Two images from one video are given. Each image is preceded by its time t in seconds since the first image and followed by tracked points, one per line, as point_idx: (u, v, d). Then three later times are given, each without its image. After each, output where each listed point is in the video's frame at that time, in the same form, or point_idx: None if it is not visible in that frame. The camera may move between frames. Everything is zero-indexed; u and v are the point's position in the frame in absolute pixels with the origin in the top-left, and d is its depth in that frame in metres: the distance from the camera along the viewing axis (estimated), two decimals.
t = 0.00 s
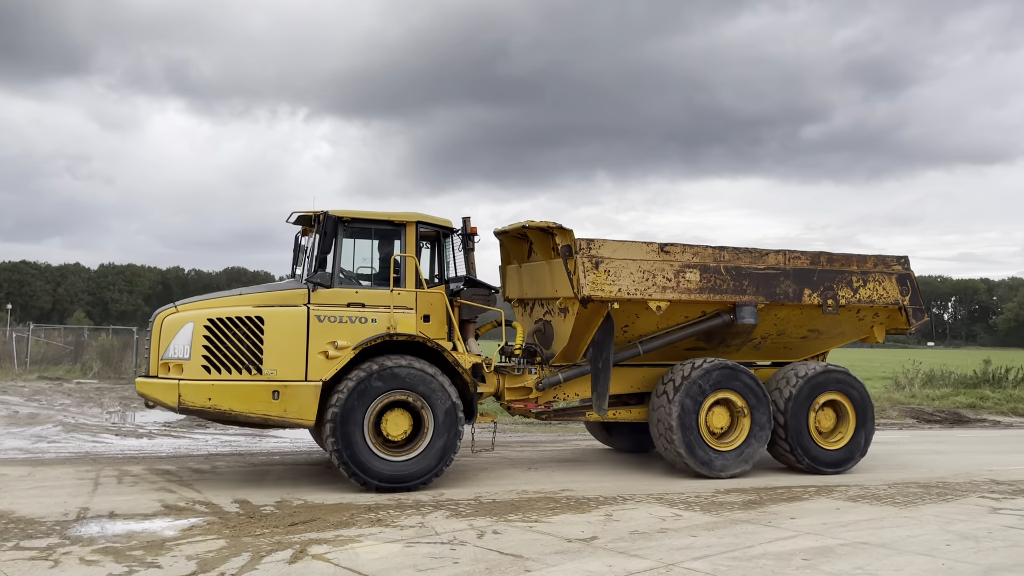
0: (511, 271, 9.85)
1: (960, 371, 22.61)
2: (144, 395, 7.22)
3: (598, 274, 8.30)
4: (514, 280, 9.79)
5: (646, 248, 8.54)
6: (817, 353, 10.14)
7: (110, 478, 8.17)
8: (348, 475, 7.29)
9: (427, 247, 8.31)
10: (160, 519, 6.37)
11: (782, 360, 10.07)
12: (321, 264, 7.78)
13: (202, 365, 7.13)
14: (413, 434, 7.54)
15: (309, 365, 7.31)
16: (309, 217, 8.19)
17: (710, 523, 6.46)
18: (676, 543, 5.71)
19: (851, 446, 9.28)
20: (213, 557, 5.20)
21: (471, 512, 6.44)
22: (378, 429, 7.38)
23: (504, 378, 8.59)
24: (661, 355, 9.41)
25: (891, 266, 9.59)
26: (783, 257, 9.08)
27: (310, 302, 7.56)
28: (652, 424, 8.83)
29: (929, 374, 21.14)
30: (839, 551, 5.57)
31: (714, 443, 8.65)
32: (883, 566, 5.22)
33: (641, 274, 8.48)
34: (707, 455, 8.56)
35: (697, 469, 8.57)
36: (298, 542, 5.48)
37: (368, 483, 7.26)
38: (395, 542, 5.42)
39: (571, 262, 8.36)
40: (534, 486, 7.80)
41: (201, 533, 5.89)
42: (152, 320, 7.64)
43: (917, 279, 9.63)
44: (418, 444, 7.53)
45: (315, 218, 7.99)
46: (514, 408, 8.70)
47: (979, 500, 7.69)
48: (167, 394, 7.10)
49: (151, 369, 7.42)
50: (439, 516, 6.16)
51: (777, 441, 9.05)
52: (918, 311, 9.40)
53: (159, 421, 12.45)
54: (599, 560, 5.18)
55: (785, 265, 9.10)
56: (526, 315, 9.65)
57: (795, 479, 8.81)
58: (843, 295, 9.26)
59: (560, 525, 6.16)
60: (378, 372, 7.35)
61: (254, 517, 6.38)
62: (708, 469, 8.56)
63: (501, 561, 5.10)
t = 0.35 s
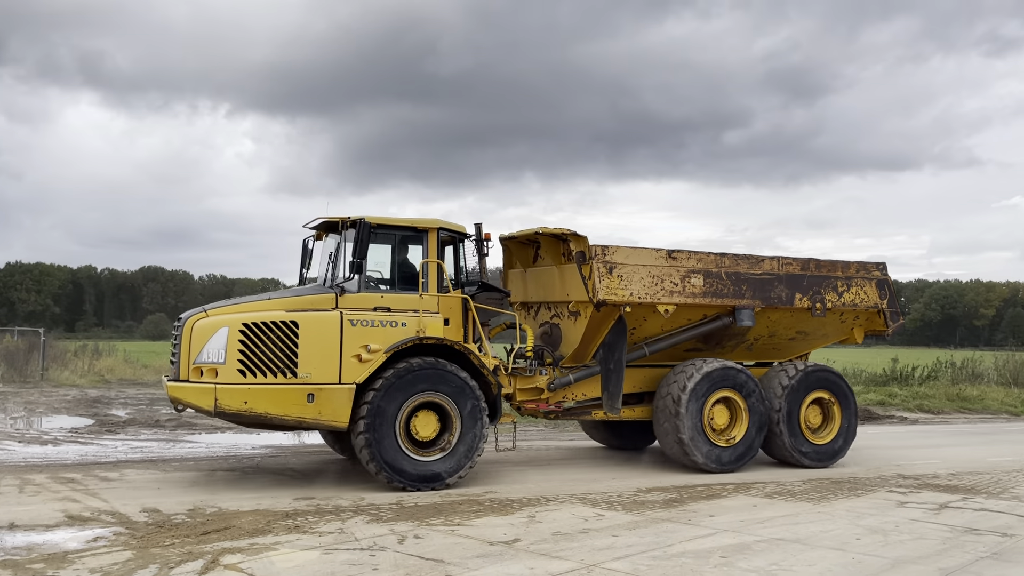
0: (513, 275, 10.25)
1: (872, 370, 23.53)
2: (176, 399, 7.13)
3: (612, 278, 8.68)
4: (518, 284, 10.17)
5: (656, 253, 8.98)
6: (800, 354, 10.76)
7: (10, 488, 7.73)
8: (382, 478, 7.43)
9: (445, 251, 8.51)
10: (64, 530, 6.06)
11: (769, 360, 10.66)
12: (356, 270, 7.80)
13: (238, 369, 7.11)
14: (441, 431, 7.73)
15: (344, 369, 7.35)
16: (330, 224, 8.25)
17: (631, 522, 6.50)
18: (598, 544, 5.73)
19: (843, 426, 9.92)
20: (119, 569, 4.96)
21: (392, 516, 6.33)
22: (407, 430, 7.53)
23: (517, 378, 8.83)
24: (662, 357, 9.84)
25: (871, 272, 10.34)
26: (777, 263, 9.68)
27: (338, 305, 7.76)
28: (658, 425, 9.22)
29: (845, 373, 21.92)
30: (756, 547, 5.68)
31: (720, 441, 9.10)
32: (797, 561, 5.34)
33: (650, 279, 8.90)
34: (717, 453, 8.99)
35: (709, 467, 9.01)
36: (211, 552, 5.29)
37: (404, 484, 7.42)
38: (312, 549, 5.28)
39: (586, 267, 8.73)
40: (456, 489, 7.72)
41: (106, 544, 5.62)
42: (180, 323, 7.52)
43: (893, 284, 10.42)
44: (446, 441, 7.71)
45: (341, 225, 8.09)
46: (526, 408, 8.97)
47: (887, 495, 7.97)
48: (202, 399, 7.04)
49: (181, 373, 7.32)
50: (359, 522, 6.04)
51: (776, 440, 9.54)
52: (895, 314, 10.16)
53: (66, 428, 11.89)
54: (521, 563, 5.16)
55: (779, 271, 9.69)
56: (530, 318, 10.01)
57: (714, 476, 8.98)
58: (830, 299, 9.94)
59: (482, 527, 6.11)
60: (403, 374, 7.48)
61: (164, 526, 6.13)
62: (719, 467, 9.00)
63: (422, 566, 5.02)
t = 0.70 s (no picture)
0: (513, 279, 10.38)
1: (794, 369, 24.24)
2: (213, 404, 7.17)
3: (623, 284, 9.05)
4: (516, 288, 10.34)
5: (661, 261, 9.41)
6: (782, 356, 11.44)
7: None
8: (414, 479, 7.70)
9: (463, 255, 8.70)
10: None
11: (755, 362, 11.28)
12: (388, 278, 8.00)
13: (276, 373, 7.23)
14: (466, 430, 8.06)
15: (378, 371, 7.57)
16: (352, 231, 8.32)
17: (560, 524, 6.50)
18: (527, 546, 5.70)
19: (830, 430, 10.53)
20: None
21: (317, 523, 6.18)
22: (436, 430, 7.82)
23: (529, 380, 9.12)
24: (661, 360, 10.28)
25: (851, 278, 11.07)
26: (768, 270, 10.28)
27: (366, 311, 7.85)
28: (660, 422, 9.68)
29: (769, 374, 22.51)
30: (682, 547, 5.73)
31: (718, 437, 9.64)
32: (722, 559, 5.41)
33: (657, 284, 9.33)
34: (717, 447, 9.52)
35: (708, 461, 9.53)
36: (125, 564, 5.06)
37: (435, 484, 7.73)
38: (232, 559, 5.10)
39: (598, 273, 9.08)
40: (384, 493, 7.59)
41: (11, 559, 5.32)
42: (210, 328, 7.54)
43: (869, 290, 11.20)
44: (464, 448, 8.00)
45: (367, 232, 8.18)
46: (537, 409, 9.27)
47: (808, 491, 8.17)
48: (241, 402, 7.12)
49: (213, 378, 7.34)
50: (283, 529, 5.87)
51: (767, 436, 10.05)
52: (873, 318, 10.92)
53: None
54: (449, 568, 5.09)
55: (770, 278, 10.29)
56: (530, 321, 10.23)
57: (643, 475, 9.06)
58: (815, 304, 10.62)
59: (410, 533, 6.02)
60: (460, 370, 7.90)
61: (75, 538, 5.85)
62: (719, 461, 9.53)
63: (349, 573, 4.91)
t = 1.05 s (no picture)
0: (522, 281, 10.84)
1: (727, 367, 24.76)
2: (259, 402, 7.51)
3: (633, 287, 9.58)
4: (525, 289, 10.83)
5: (667, 265, 9.96)
6: (766, 355, 12.15)
7: None
8: (444, 471, 8.09)
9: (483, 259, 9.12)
10: None
11: (743, 361, 11.94)
12: (421, 281, 8.42)
13: (320, 373, 7.59)
14: (492, 427, 8.49)
15: (417, 370, 8.00)
16: (382, 238, 8.71)
17: (501, 524, 6.47)
18: (468, 548, 5.66)
19: (812, 428, 11.22)
20: None
21: (252, 529, 6.02)
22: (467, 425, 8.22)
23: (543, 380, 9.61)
24: (660, 360, 10.83)
25: (830, 282, 11.84)
26: (760, 275, 10.94)
27: (398, 313, 8.23)
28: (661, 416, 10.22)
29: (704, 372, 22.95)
30: (622, 544, 5.77)
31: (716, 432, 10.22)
32: (661, 555, 5.47)
33: (664, 287, 9.88)
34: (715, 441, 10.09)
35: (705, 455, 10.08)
36: None
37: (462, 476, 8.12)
38: (163, 567, 4.93)
39: (610, 277, 9.57)
40: (321, 496, 7.45)
41: None
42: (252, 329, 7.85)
43: (846, 294, 11.98)
44: (476, 447, 8.28)
45: (400, 239, 8.58)
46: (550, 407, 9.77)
47: (742, 486, 8.33)
48: (288, 401, 7.48)
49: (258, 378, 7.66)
50: (216, 536, 5.70)
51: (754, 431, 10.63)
52: (851, 318, 11.71)
53: None
54: (389, 571, 5.02)
55: (762, 281, 10.97)
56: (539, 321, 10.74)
57: (582, 474, 9.11)
58: (800, 306, 11.34)
59: (349, 536, 5.92)
60: (529, 402, 8.64)
61: None
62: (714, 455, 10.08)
63: None
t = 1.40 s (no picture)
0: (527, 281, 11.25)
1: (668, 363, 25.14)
2: (306, 398, 7.88)
3: (641, 288, 10.18)
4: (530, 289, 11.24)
5: (670, 267, 10.61)
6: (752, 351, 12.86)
7: None
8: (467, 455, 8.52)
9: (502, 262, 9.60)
10: None
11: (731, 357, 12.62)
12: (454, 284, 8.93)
13: (363, 369, 7.99)
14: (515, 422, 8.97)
15: (451, 366, 8.47)
16: (411, 241, 9.17)
17: (452, 522, 6.46)
18: (420, 546, 5.64)
19: (797, 418, 11.92)
20: None
21: (198, 532, 5.88)
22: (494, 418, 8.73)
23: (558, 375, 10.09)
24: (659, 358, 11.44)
25: (812, 282, 12.63)
26: (750, 276, 11.67)
27: (431, 312, 8.67)
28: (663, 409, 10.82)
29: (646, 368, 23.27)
30: (573, 539, 5.82)
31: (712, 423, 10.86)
32: (613, 549, 5.53)
33: (667, 287, 10.53)
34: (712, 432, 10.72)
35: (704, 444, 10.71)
36: None
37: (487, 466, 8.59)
38: (107, 572, 4.79)
39: (620, 278, 10.16)
40: (268, 497, 7.32)
41: None
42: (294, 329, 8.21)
43: (826, 293, 12.78)
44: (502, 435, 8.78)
45: (432, 243, 9.05)
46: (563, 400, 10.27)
47: (688, 480, 8.47)
48: (333, 397, 7.87)
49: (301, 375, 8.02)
50: (160, 540, 5.55)
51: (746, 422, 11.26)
52: (831, 316, 12.48)
53: None
54: (341, 571, 4.96)
55: (751, 282, 11.72)
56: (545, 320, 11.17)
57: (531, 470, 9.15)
58: (786, 305, 12.08)
59: (298, 537, 5.83)
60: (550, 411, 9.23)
61: None
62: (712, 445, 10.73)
63: None
